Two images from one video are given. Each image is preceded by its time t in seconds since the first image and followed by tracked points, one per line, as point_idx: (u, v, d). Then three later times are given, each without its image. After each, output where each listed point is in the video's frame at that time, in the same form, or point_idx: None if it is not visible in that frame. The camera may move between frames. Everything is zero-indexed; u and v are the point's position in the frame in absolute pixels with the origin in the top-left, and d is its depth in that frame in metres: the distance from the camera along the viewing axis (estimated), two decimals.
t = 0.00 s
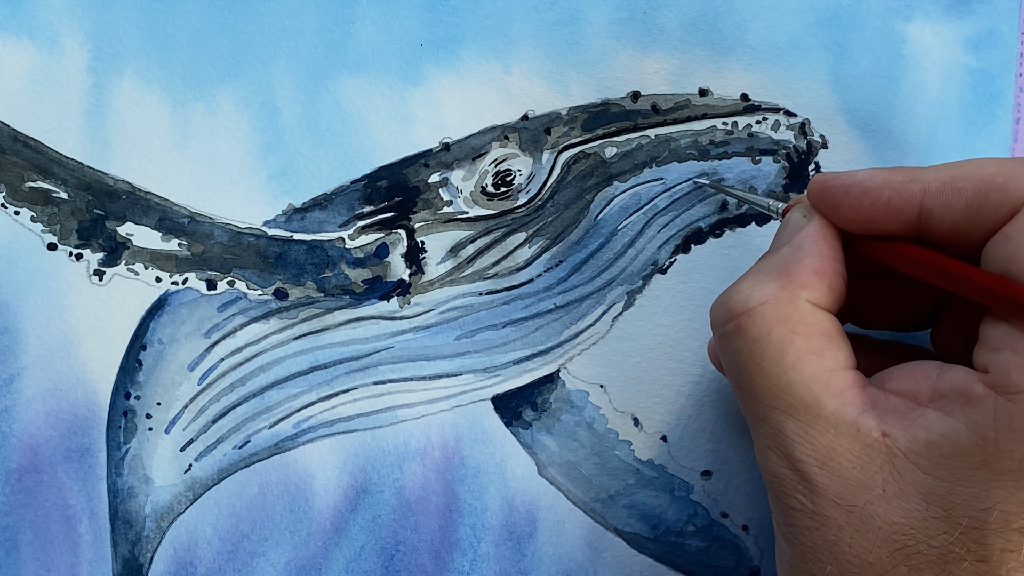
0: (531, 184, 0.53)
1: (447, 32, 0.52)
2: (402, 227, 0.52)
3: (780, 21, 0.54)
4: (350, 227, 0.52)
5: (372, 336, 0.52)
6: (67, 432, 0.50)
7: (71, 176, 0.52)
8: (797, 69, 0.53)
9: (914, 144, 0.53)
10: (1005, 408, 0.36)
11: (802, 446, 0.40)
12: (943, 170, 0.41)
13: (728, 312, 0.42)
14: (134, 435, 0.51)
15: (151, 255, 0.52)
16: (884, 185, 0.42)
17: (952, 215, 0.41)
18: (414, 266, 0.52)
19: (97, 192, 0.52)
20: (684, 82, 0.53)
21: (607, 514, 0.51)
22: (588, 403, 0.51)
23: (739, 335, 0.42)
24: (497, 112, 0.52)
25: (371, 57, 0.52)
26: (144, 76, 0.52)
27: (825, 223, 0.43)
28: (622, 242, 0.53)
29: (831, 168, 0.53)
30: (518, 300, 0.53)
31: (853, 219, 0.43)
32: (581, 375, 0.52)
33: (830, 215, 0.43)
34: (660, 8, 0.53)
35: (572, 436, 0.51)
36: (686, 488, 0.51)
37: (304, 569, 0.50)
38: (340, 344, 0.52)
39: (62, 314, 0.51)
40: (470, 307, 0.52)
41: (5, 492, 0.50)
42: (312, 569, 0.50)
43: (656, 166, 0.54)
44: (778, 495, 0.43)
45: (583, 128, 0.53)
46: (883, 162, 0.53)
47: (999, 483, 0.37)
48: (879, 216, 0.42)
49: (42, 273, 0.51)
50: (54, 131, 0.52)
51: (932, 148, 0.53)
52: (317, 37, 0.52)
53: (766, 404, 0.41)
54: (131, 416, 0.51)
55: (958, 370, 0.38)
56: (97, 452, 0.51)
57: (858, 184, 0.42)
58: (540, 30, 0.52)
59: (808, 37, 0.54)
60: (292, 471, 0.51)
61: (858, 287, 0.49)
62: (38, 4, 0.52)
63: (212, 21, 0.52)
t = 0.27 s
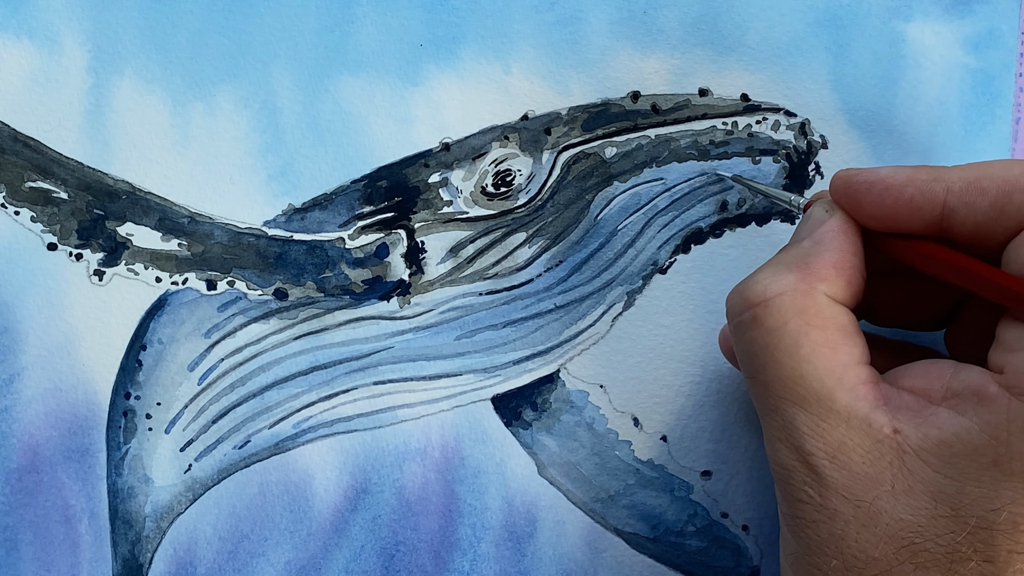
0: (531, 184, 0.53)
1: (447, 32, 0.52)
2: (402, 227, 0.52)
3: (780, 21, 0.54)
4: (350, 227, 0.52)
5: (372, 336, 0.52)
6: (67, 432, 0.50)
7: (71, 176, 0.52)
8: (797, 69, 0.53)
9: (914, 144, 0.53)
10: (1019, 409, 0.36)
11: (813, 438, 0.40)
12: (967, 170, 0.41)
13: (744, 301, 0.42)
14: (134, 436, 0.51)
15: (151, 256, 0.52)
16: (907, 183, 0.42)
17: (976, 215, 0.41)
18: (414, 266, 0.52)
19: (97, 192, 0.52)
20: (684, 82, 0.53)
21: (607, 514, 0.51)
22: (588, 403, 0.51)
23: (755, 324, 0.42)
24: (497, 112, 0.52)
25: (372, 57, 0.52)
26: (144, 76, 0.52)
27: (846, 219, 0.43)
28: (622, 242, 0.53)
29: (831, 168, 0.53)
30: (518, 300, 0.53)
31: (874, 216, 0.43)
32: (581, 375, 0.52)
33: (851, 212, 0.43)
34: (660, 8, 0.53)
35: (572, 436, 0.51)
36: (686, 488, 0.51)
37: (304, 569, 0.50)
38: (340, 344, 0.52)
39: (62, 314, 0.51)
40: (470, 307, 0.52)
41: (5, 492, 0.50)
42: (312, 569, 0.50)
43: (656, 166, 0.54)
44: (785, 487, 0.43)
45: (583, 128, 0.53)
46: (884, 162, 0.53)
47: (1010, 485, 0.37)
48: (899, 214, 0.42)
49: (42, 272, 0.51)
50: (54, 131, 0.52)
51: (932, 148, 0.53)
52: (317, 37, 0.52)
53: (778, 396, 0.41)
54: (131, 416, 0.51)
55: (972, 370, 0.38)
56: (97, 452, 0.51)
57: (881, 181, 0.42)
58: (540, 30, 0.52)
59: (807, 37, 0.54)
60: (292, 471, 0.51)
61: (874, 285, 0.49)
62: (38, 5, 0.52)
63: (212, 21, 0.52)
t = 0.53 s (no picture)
0: (531, 184, 0.53)
1: (447, 32, 0.52)
2: (402, 227, 0.52)
3: (780, 21, 0.54)
4: (350, 227, 0.52)
5: (372, 336, 0.52)
6: (67, 432, 0.51)
7: (71, 176, 0.52)
8: (797, 69, 0.53)
9: (914, 144, 0.53)
10: None
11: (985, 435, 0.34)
12: None
13: (961, 268, 0.33)
14: (134, 436, 0.51)
15: (151, 256, 0.52)
16: None
17: None
18: (414, 267, 0.52)
19: (96, 192, 0.52)
20: (683, 82, 0.53)
21: (608, 515, 0.51)
22: (588, 403, 0.51)
23: (971, 293, 0.33)
24: (497, 112, 0.52)
25: (372, 58, 0.52)
26: (145, 76, 0.52)
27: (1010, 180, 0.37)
28: (622, 242, 0.53)
29: (831, 168, 0.53)
30: (518, 300, 0.52)
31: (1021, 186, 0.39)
32: (581, 376, 0.52)
33: None
34: (660, 8, 0.53)
35: (572, 436, 0.51)
36: (686, 488, 0.51)
37: (303, 569, 0.50)
38: (340, 344, 0.52)
39: (62, 315, 0.51)
40: (470, 307, 0.52)
41: (5, 492, 0.50)
42: (312, 569, 0.50)
43: (656, 166, 0.54)
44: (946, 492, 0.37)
45: (583, 128, 0.53)
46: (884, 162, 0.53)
47: None
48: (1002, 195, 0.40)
49: (42, 272, 0.51)
50: (54, 131, 0.52)
51: (933, 148, 0.53)
52: (317, 37, 0.52)
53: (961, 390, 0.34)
54: (131, 416, 0.51)
55: None
56: (97, 452, 0.51)
57: None
58: (540, 30, 0.52)
59: (807, 38, 0.53)
60: (292, 471, 0.51)
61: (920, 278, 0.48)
62: (39, 5, 0.52)
63: (212, 22, 0.52)
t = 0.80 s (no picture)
0: (531, 184, 0.53)
1: (447, 31, 0.52)
2: (402, 227, 0.52)
3: (782, 19, 0.53)
4: (350, 226, 0.52)
5: (372, 336, 0.52)
6: (66, 432, 0.51)
7: (71, 176, 0.51)
8: (798, 68, 0.53)
9: (915, 144, 0.53)
10: None
11: None
12: None
13: None
14: (134, 436, 0.51)
15: (151, 256, 0.52)
16: None
17: None
18: (414, 266, 0.52)
19: (97, 192, 0.51)
20: (684, 81, 0.53)
21: (608, 515, 0.51)
22: (588, 403, 0.51)
23: None
24: (497, 112, 0.52)
25: (372, 57, 0.51)
26: (144, 76, 0.51)
27: None
28: (622, 242, 0.53)
29: (832, 168, 0.53)
30: (517, 300, 0.52)
31: None
32: (581, 376, 0.52)
33: None
34: (661, 6, 0.52)
35: (572, 436, 0.51)
36: (687, 488, 0.52)
37: (304, 569, 0.51)
38: (340, 344, 0.52)
39: (62, 315, 0.51)
40: (469, 307, 0.52)
41: (5, 492, 0.50)
42: (312, 569, 0.51)
43: (656, 166, 0.54)
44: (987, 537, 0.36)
45: (583, 128, 0.53)
46: (884, 162, 0.53)
47: None
48: None
49: (41, 272, 0.51)
50: (54, 130, 0.51)
51: (933, 148, 0.53)
52: (316, 36, 0.51)
53: None
54: (131, 416, 0.51)
55: None
56: (96, 452, 0.50)
57: None
58: (540, 30, 0.52)
59: (809, 36, 0.53)
60: (292, 471, 0.51)
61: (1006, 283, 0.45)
62: (36, 4, 0.51)
63: (212, 20, 0.51)
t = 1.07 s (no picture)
0: (531, 184, 0.53)
1: (447, 31, 0.52)
2: (402, 226, 0.52)
3: (782, 19, 0.53)
4: (350, 226, 0.52)
5: (372, 336, 0.52)
6: (66, 432, 0.51)
7: (71, 176, 0.51)
8: (798, 69, 0.53)
9: (916, 144, 0.53)
10: None
11: None
12: None
13: None
14: (134, 436, 0.51)
15: (151, 255, 0.51)
16: None
17: None
18: (414, 266, 0.52)
19: (97, 192, 0.51)
20: (684, 81, 0.53)
21: (608, 515, 0.51)
22: (588, 403, 0.51)
23: None
24: (497, 112, 0.52)
25: (372, 57, 0.51)
26: (144, 75, 0.51)
27: None
28: (622, 242, 0.53)
29: (832, 168, 0.53)
30: (517, 300, 0.52)
31: None
32: (581, 376, 0.52)
33: None
34: (661, 6, 0.52)
35: (572, 436, 0.51)
36: (686, 488, 0.52)
37: (304, 568, 0.51)
38: (339, 344, 0.52)
39: (62, 315, 0.51)
40: (469, 307, 0.52)
41: (5, 492, 0.50)
42: (311, 569, 0.51)
43: (656, 165, 0.54)
44: None
45: (583, 127, 0.52)
46: (885, 162, 0.53)
47: None
48: None
49: (42, 272, 0.51)
50: (53, 130, 0.51)
51: (933, 148, 0.53)
52: (316, 36, 0.51)
53: None
54: (131, 416, 0.51)
55: None
56: (96, 452, 0.50)
57: None
58: (540, 30, 0.52)
59: (809, 36, 0.53)
60: (292, 471, 0.51)
61: None
62: (37, 3, 0.51)
63: (212, 20, 0.51)
